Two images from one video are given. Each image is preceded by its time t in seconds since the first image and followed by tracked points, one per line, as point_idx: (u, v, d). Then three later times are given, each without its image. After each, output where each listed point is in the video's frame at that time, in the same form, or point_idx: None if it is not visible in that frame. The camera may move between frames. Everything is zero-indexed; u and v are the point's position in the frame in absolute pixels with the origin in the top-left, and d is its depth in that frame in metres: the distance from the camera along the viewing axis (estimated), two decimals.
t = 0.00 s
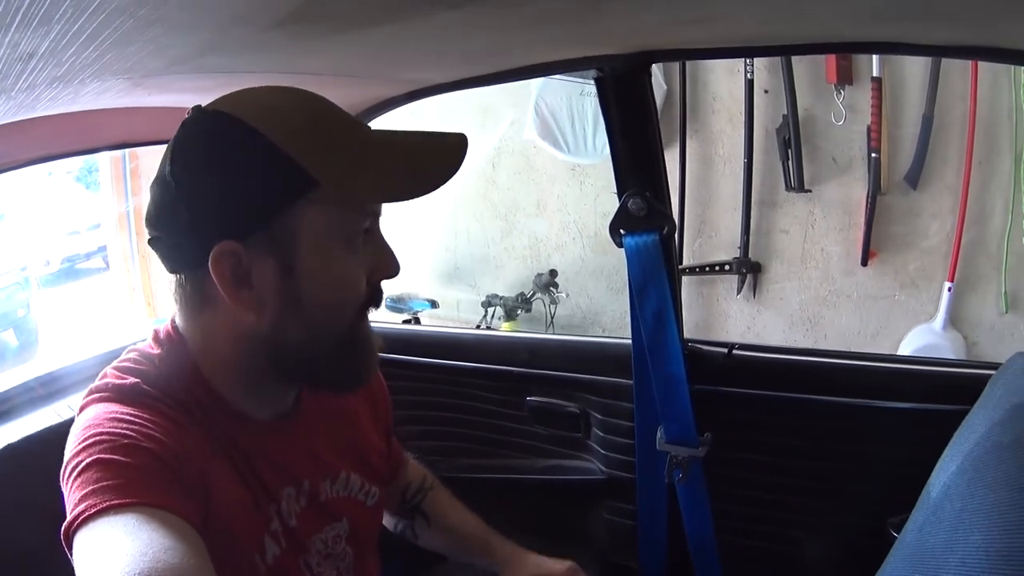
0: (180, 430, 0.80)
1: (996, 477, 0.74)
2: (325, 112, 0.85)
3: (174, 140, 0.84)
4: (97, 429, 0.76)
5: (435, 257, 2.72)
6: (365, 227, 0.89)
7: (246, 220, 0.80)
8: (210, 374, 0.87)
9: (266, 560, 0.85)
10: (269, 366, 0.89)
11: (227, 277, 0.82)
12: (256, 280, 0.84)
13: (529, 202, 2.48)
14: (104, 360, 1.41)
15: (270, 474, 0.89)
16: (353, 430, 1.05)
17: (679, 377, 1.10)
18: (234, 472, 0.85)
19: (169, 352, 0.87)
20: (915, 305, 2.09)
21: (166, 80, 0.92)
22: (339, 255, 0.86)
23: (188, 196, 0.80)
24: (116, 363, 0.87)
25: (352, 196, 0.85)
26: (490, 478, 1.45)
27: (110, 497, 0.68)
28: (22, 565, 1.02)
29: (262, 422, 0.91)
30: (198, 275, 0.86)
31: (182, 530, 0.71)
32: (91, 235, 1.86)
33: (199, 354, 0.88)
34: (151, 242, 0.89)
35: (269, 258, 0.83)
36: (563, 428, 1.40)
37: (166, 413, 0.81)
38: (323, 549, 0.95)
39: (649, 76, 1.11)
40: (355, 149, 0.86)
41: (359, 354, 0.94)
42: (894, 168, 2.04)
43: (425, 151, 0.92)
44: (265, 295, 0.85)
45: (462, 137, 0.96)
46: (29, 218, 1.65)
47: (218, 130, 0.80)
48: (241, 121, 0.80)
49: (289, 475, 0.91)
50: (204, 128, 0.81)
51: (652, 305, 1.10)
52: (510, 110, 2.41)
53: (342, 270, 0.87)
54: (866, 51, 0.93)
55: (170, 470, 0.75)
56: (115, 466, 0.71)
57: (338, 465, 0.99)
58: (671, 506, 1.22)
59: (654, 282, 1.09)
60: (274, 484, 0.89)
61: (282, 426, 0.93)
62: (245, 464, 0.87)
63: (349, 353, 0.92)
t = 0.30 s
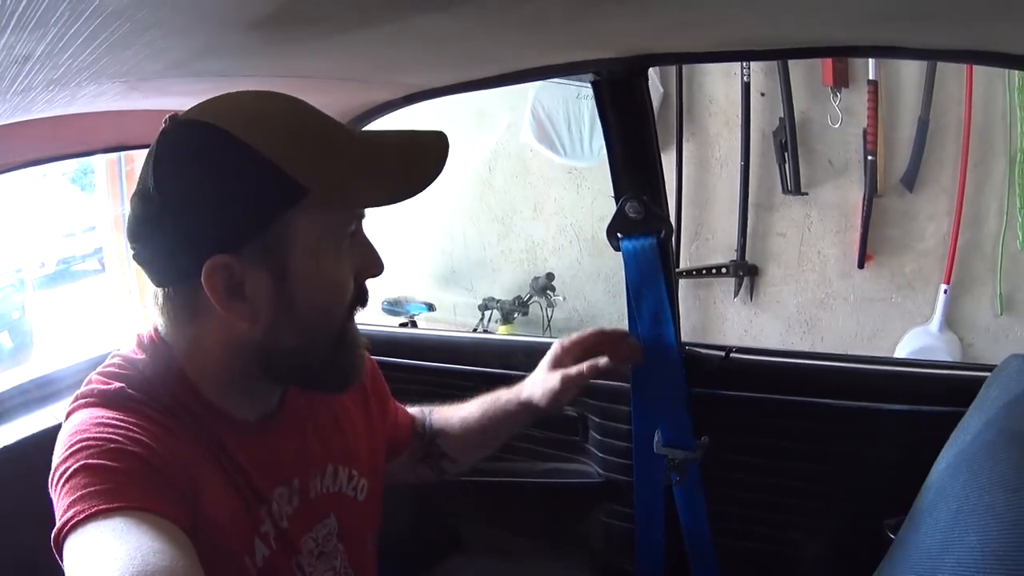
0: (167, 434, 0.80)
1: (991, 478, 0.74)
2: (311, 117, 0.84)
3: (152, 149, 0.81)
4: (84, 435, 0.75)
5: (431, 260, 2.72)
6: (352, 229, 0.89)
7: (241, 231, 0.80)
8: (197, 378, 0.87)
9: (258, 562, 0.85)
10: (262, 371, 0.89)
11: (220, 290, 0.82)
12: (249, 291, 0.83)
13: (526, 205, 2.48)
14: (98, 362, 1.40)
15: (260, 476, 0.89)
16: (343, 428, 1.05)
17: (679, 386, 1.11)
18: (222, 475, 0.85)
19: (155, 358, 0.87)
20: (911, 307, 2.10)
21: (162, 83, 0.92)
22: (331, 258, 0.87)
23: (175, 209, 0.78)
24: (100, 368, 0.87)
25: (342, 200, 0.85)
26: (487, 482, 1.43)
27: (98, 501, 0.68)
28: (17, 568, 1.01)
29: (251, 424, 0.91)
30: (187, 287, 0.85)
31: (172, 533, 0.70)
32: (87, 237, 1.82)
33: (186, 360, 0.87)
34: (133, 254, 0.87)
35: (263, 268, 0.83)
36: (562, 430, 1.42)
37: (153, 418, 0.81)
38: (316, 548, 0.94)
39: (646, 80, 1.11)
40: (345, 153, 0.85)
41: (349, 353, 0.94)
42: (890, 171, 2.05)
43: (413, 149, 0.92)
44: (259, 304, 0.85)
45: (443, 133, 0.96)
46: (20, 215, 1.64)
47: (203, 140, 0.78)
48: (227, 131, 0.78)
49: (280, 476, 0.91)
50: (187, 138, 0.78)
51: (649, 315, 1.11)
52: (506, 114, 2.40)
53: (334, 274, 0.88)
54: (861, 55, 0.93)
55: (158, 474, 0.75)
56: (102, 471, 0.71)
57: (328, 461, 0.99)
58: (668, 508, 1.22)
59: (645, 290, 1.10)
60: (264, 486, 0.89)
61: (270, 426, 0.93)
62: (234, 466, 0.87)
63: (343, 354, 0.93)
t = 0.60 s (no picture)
0: (159, 440, 0.80)
1: (988, 484, 0.74)
2: (299, 121, 0.83)
3: (141, 151, 0.81)
4: (75, 440, 0.75)
5: (430, 265, 2.72)
6: (340, 234, 0.90)
7: (229, 236, 0.79)
8: (187, 382, 0.86)
9: (251, 566, 0.85)
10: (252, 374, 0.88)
11: (211, 295, 0.81)
12: (239, 295, 0.83)
13: (526, 210, 2.49)
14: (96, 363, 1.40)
15: (252, 479, 0.89)
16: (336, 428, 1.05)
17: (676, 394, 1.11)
18: (214, 479, 0.84)
19: (145, 362, 0.87)
20: (910, 313, 2.10)
21: (164, 85, 0.92)
22: (320, 261, 0.87)
23: (163, 213, 0.78)
24: (91, 373, 0.87)
25: (332, 208, 0.85)
26: (487, 485, 1.45)
27: (91, 506, 0.68)
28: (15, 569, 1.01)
29: (243, 427, 0.90)
30: (174, 294, 0.84)
31: (165, 537, 0.70)
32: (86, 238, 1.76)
33: (177, 365, 0.86)
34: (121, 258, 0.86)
35: (252, 272, 0.83)
36: (561, 436, 1.39)
37: (144, 423, 0.81)
38: (310, 551, 0.94)
39: (647, 86, 1.11)
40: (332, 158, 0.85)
41: (340, 354, 0.94)
42: (889, 178, 2.05)
43: (402, 154, 0.92)
44: (248, 310, 0.85)
45: (433, 139, 0.96)
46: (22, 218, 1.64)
47: (193, 144, 0.78)
48: (218, 136, 0.78)
49: (272, 479, 0.91)
50: (178, 141, 0.78)
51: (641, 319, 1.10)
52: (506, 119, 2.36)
53: (323, 278, 0.88)
54: (860, 63, 0.93)
55: (150, 478, 0.75)
56: (93, 476, 0.71)
57: (320, 463, 0.99)
58: (666, 513, 1.22)
59: (641, 297, 1.09)
60: (257, 490, 0.89)
61: (261, 429, 0.93)
62: (226, 469, 0.86)
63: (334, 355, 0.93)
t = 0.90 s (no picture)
0: (155, 443, 0.80)
1: (987, 489, 0.74)
2: (292, 122, 0.83)
3: (136, 152, 0.81)
4: (71, 444, 0.75)
5: (431, 268, 2.72)
6: (335, 236, 0.90)
7: (225, 239, 0.80)
8: (183, 386, 0.86)
9: (248, 569, 0.85)
10: (247, 378, 0.88)
11: (206, 298, 0.82)
12: (234, 297, 0.84)
13: (526, 213, 2.49)
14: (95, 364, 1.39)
15: (249, 482, 0.89)
16: (333, 430, 1.05)
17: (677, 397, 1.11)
18: (211, 483, 0.84)
19: (142, 365, 0.87)
20: (910, 317, 2.10)
21: (165, 87, 0.92)
22: (316, 262, 0.88)
23: (159, 215, 0.78)
24: (87, 377, 0.86)
25: (326, 210, 0.85)
26: (486, 488, 1.44)
27: (88, 509, 0.68)
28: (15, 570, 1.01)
29: (239, 430, 0.90)
30: (171, 295, 0.84)
31: (163, 540, 0.70)
32: (87, 239, 1.76)
33: (172, 368, 0.86)
34: (118, 261, 0.86)
35: (247, 273, 0.83)
36: (561, 439, 1.39)
37: (140, 426, 0.80)
38: (307, 553, 0.94)
39: (648, 91, 1.11)
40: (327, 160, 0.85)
41: (336, 355, 0.94)
42: (890, 182, 2.05)
43: (398, 157, 0.92)
44: (244, 312, 0.85)
45: (429, 141, 0.95)
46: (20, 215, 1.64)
47: (188, 147, 0.78)
48: (213, 139, 0.78)
49: (268, 482, 0.91)
50: (174, 144, 0.78)
51: (639, 321, 1.10)
52: (508, 123, 2.35)
53: (317, 279, 0.88)
54: (860, 67, 0.93)
55: (147, 482, 0.75)
56: (90, 479, 0.71)
57: (317, 465, 0.99)
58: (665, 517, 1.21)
59: (642, 302, 1.08)
60: (254, 493, 0.89)
61: (257, 432, 0.93)
62: (223, 472, 0.86)
63: (329, 357, 0.92)
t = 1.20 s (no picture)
0: (153, 445, 0.80)
1: (987, 490, 0.74)
2: (280, 123, 0.84)
3: (132, 154, 0.81)
4: (70, 446, 0.75)
5: (431, 270, 2.72)
6: (329, 235, 0.90)
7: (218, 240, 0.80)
8: (182, 387, 0.86)
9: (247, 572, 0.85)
10: (244, 379, 0.88)
11: (199, 297, 0.82)
12: (227, 297, 0.84)
13: (526, 215, 2.49)
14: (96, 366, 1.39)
15: (247, 484, 0.89)
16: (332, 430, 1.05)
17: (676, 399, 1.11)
18: (209, 486, 0.84)
19: (141, 368, 0.87)
20: (910, 319, 2.10)
21: (164, 90, 0.92)
22: (309, 261, 0.88)
23: (154, 216, 0.78)
24: (86, 380, 0.86)
25: (317, 209, 0.86)
26: (486, 490, 1.45)
27: (87, 511, 0.68)
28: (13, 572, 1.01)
29: (236, 432, 0.90)
30: (169, 296, 0.84)
31: (162, 542, 0.70)
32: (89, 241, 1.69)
33: (170, 369, 0.87)
34: (116, 264, 0.86)
35: (240, 273, 0.83)
36: (560, 442, 1.39)
37: (138, 428, 0.80)
38: (307, 555, 0.94)
39: (648, 93, 1.11)
40: (316, 160, 0.85)
41: (332, 354, 0.94)
42: (890, 183, 2.05)
43: (388, 154, 0.92)
44: (237, 313, 0.85)
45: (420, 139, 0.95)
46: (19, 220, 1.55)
47: (184, 148, 0.78)
48: (206, 141, 0.78)
49: (266, 484, 0.91)
50: (170, 145, 0.78)
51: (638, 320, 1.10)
52: (509, 124, 2.36)
53: (311, 278, 0.88)
54: (859, 69, 0.94)
55: (145, 484, 0.75)
56: (89, 481, 0.71)
57: (316, 467, 0.99)
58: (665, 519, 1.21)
59: (639, 302, 1.08)
60: (253, 495, 0.89)
61: (256, 434, 0.93)
62: (221, 474, 0.86)
63: (326, 356, 0.92)
